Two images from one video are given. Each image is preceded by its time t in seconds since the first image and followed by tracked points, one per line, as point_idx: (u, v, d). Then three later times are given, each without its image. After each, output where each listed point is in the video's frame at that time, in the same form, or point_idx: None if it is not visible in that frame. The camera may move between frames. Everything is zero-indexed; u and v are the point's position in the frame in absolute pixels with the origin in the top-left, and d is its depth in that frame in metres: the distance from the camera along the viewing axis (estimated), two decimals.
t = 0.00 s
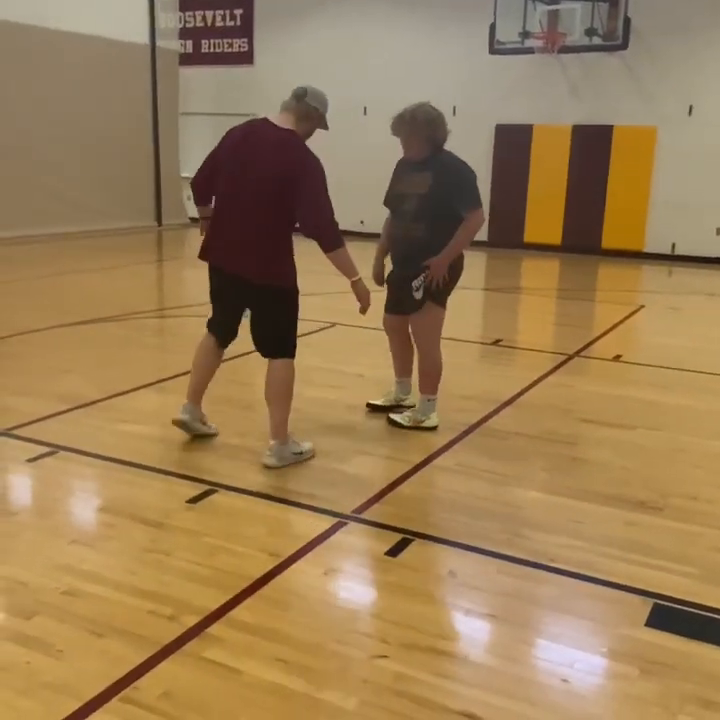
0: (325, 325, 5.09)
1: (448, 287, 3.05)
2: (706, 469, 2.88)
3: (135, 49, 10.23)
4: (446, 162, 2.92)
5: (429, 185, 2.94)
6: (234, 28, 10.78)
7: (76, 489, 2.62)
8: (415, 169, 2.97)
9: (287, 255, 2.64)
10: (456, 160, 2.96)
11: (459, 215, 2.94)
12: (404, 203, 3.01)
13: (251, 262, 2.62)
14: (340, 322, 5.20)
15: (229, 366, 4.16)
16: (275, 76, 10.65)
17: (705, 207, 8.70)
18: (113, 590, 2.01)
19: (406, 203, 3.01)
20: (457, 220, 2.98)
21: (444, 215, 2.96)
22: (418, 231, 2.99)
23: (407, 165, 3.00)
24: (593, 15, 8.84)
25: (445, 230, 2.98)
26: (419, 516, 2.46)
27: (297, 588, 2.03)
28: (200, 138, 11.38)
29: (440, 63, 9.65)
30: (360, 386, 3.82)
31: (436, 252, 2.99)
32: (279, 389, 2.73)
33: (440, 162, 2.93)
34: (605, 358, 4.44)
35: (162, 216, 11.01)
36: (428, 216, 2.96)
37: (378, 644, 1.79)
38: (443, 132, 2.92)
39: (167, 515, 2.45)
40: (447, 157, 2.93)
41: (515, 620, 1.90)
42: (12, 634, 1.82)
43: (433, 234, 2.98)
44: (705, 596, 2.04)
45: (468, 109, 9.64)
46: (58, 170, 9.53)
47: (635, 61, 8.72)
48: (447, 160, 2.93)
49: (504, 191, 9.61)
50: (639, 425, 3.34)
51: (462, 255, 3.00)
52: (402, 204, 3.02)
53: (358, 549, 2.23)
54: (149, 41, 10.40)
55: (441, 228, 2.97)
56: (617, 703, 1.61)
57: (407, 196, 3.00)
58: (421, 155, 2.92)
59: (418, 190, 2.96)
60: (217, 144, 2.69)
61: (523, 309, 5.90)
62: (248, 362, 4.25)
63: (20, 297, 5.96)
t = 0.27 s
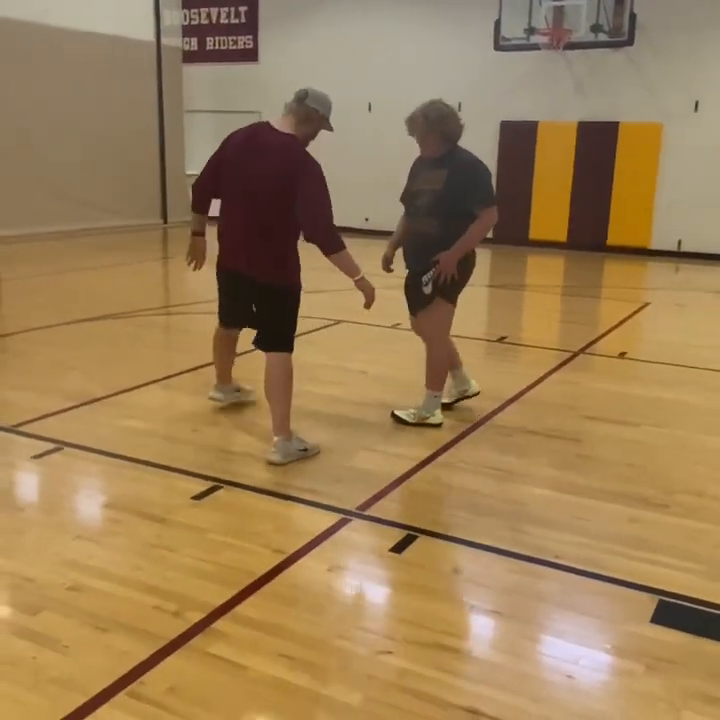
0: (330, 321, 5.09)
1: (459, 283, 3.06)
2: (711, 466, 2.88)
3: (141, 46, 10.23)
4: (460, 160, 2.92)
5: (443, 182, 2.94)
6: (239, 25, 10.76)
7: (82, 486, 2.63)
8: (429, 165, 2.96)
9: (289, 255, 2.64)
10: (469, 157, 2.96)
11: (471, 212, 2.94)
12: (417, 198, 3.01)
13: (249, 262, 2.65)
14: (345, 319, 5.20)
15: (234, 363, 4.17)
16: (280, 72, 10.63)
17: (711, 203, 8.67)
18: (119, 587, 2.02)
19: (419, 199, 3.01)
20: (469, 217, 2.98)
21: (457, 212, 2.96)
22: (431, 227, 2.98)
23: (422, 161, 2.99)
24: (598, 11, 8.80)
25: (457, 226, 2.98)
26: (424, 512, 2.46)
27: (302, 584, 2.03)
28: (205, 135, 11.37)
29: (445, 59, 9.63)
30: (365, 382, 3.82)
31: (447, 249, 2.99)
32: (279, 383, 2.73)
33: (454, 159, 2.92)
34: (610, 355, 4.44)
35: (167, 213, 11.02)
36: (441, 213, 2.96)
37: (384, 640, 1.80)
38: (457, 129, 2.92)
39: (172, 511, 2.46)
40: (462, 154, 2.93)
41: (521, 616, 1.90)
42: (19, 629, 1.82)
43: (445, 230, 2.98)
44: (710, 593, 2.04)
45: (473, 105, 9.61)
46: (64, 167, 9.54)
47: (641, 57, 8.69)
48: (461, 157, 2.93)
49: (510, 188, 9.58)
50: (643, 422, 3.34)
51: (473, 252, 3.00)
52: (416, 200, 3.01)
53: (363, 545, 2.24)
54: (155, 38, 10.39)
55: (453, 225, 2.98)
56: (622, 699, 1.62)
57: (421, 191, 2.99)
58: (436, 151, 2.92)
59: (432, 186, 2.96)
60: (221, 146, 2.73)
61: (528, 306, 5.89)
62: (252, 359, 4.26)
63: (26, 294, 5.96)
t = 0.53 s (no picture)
0: (334, 317, 5.09)
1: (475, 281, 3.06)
2: (715, 463, 2.87)
3: (145, 41, 10.22)
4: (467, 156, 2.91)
5: (454, 178, 2.94)
6: (244, 20, 10.74)
7: (87, 480, 2.63)
8: (442, 162, 2.97)
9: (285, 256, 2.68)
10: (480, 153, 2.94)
11: (478, 207, 2.93)
12: (432, 195, 3.03)
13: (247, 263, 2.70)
14: (349, 314, 5.20)
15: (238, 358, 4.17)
16: (285, 67, 10.61)
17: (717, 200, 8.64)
18: (123, 580, 2.02)
19: (433, 196, 3.02)
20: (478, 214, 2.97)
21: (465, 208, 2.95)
22: (441, 223, 2.99)
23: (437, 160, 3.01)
24: (605, 6, 8.76)
25: (466, 223, 2.97)
26: (427, 507, 2.46)
27: (305, 578, 2.03)
28: (210, 130, 11.36)
29: (450, 55, 9.61)
30: (369, 378, 3.82)
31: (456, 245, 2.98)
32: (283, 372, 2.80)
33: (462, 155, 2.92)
34: (615, 352, 4.42)
35: (171, 209, 11.03)
36: (450, 208, 2.96)
37: (387, 635, 1.80)
38: (465, 126, 2.91)
39: (176, 506, 2.46)
40: (469, 150, 2.92)
41: (524, 612, 1.90)
42: (24, 622, 1.83)
43: (454, 227, 2.97)
44: (713, 590, 2.03)
45: (478, 101, 9.59)
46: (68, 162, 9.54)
47: (647, 53, 8.66)
48: (468, 154, 2.92)
49: (514, 184, 9.56)
50: (648, 419, 3.33)
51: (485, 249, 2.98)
52: (430, 197, 3.03)
53: (366, 540, 2.24)
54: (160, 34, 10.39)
55: (462, 222, 2.97)
56: (625, 696, 1.61)
57: (434, 188, 3.00)
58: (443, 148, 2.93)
59: (443, 182, 2.96)
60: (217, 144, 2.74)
61: (533, 303, 5.87)
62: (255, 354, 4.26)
63: (31, 289, 5.98)
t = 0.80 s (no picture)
0: (337, 312, 5.09)
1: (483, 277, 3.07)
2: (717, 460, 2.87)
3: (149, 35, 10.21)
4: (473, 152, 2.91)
5: (459, 174, 2.95)
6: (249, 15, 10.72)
7: (90, 473, 2.64)
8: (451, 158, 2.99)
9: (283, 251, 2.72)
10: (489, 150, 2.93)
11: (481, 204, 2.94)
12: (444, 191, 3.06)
13: (247, 257, 2.76)
14: (352, 310, 5.20)
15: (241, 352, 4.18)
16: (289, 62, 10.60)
17: None
18: (125, 573, 2.03)
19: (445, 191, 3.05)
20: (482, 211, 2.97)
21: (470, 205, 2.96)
22: (447, 219, 3.02)
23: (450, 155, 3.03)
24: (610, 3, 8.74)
25: (471, 220, 2.98)
26: (429, 503, 2.47)
27: (306, 573, 2.04)
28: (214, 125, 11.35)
29: (454, 50, 9.58)
30: (372, 373, 3.82)
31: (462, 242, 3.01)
32: (284, 368, 2.83)
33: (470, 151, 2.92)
34: (618, 349, 4.42)
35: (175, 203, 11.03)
36: (456, 205, 2.98)
37: (388, 630, 1.81)
38: (474, 121, 2.91)
39: (178, 499, 2.47)
40: (477, 146, 2.92)
41: (525, 608, 1.91)
42: (26, 614, 1.84)
43: (459, 223, 2.99)
44: (714, 587, 2.04)
45: (482, 97, 9.57)
46: (72, 156, 9.52)
47: (653, 49, 8.63)
48: (475, 150, 2.92)
49: (519, 180, 9.54)
50: (651, 416, 3.33)
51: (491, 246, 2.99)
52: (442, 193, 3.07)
53: (367, 535, 2.24)
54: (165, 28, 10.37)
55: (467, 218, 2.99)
56: (625, 692, 1.62)
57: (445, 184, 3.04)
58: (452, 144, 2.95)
59: (450, 178, 2.99)
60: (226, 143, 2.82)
61: (537, 299, 5.86)
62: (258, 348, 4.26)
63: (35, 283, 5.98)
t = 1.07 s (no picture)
0: (339, 308, 5.10)
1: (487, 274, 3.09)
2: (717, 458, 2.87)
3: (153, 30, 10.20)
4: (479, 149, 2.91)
5: (463, 171, 2.96)
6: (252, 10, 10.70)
7: (91, 467, 2.65)
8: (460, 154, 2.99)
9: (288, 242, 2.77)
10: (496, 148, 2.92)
11: (486, 202, 2.95)
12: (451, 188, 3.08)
13: (253, 250, 2.81)
14: (353, 305, 5.21)
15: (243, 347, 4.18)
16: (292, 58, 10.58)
17: None
18: (125, 567, 2.04)
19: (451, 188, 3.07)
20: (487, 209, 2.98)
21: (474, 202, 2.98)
22: (452, 215, 3.04)
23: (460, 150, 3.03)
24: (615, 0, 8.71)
25: (476, 217, 3.00)
26: (430, 499, 2.47)
27: (307, 568, 2.04)
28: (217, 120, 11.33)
29: (458, 47, 9.56)
30: (373, 369, 3.82)
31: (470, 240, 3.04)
32: (286, 364, 2.85)
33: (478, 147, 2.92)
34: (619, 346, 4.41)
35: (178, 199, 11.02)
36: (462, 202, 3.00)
37: (389, 625, 1.81)
38: (484, 117, 2.90)
39: (179, 494, 2.48)
40: (485, 143, 2.91)
41: (524, 604, 1.91)
42: (27, 607, 1.84)
43: (463, 220, 3.01)
44: (713, 584, 2.04)
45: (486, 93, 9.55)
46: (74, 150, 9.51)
47: (657, 46, 8.61)
48: (483, 147, 2.91)
49: (522, 177, 9.52)
50: (652, 414, 3.33)
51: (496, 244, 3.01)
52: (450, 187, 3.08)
53: (368, 531, 2.24)
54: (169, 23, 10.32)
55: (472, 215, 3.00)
56: (624, 688, 1.62)
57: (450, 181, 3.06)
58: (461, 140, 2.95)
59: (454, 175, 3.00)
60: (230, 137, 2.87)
61: (538, 296, 5.86)
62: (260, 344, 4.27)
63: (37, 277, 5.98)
